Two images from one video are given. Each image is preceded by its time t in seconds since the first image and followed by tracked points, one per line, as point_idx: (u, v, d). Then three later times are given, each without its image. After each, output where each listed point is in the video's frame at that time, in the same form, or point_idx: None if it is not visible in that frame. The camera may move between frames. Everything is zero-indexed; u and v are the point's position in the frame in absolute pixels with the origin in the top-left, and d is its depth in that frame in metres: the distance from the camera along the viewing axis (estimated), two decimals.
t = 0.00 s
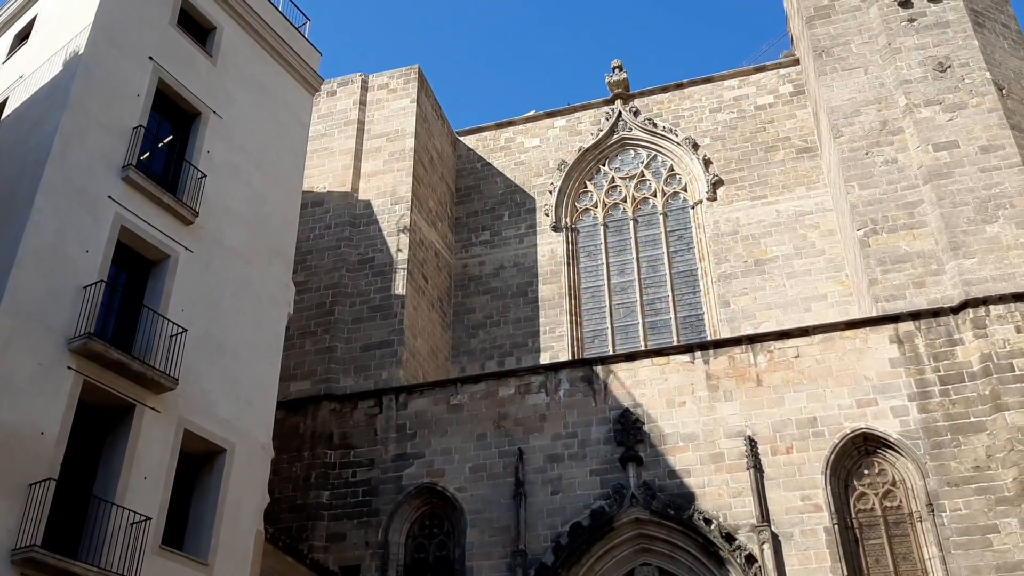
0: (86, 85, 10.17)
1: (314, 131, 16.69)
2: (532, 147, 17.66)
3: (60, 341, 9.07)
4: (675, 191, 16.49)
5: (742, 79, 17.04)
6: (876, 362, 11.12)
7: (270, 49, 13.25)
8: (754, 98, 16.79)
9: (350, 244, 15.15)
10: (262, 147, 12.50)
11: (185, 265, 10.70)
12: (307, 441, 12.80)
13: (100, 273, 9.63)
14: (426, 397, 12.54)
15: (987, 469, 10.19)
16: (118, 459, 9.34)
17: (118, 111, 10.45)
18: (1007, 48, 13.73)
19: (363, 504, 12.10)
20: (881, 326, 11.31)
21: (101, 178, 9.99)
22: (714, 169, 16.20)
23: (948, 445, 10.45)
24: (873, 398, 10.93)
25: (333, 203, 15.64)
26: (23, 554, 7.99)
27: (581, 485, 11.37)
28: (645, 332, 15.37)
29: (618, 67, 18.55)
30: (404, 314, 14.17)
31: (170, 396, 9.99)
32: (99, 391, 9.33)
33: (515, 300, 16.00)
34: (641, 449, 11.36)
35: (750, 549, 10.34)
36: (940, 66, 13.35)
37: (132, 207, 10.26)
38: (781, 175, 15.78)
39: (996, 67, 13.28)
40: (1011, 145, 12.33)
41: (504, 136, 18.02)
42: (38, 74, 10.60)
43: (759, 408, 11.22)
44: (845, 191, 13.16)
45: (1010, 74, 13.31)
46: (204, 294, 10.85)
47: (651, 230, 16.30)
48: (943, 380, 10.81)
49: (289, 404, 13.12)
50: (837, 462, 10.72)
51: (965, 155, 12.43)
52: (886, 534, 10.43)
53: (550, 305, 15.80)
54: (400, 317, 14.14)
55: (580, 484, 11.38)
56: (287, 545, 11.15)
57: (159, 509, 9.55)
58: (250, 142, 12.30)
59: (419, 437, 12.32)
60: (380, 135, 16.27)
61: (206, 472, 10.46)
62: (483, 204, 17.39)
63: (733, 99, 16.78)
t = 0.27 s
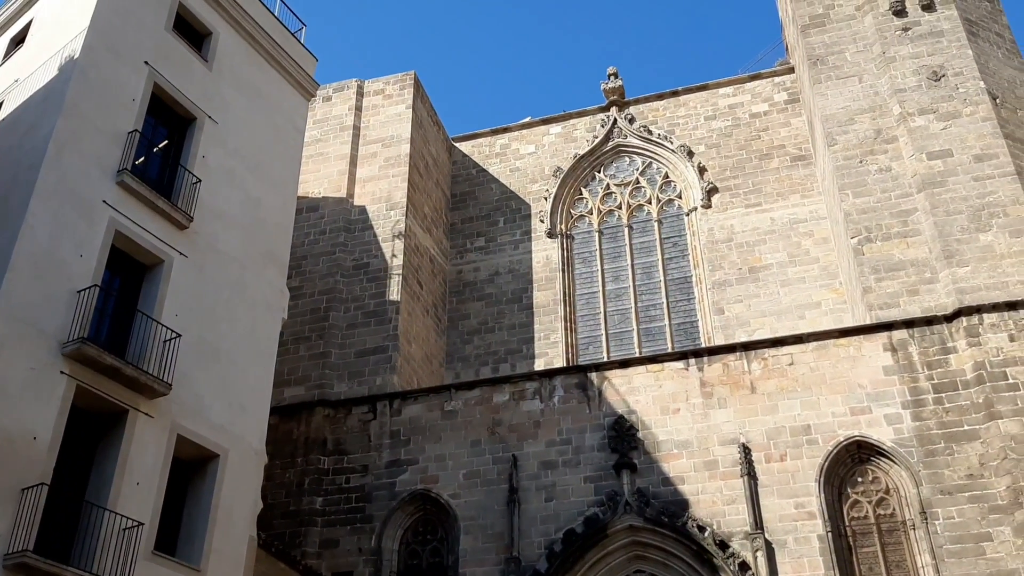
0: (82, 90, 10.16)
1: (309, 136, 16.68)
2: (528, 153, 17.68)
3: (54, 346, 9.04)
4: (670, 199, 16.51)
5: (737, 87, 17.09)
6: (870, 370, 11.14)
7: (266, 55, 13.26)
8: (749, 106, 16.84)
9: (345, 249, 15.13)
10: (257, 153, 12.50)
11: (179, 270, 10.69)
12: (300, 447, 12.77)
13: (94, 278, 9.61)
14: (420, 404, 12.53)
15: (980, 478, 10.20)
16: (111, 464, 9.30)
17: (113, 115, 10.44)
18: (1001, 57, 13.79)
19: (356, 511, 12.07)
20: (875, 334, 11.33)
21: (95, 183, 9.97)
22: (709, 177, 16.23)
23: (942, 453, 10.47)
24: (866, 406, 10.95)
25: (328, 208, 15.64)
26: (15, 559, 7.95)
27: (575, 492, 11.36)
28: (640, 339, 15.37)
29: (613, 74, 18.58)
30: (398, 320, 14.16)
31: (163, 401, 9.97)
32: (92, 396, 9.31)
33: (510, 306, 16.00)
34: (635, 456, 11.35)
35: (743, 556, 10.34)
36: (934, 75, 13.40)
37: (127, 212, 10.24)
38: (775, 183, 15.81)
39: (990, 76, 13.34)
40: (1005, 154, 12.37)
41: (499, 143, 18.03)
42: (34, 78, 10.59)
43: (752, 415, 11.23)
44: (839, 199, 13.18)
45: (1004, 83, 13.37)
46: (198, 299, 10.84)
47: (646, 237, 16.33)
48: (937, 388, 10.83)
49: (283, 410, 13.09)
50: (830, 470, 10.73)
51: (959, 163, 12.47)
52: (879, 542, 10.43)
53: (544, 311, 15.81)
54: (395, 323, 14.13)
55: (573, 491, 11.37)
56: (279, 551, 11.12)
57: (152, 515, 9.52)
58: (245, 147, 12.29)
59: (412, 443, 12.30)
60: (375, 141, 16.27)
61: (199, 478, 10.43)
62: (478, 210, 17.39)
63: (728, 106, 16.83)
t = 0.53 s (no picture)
0: (75, 93, 10.14)
1: (302, 141, 16.67)
2: (521, 160, 17.71)
3: (44, 350, 9.02)
4: (663, 206, 16.54)
5: (730, 95, 17.15)
6: (861, 378, 11.17)
7: (261, 59, 13.25)
8: (742, 114, 16.89)
9: (338, 254, 15.12)
10: (250, 157, 12.49)
11: (171, 274, 10.67)
12: (291, 452, 12.74)
13: (85, 282, 9.59)
14: (412, 410, 12.52)
15: (970, 486, 10.23)
16: (101, 469, 9.28)
17: (106, 119, 10.43)
18: (993, 68, 13.86)
19: (347, 517, 12.04)
20: (866, 342, 11.36)
21: (88, 186, 9.95)
22: (702, 184, 16.27)
23: (932, 462, 10.49)
24: (857, 414, 10.97)
25: (321, 213, 15.62)
26: (4, 563, 7.92)
27: (566, 498, 11.36)
28: (632, 346, 15.39)
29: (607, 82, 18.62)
30: (391, 325, 14.15)
31: (154, 406, 9.95)
32: (82, 400, 9.28)
33: (503, 313, 16.00)
34: (627, 463, 11.35)
35: (734, 564, 10.32)
36: (926, 85, 13.46)
37: (119, 216, 10.22)
38: (768, 191, 15.85)
39: (981, 86, 13.41)
40: (996, 164, 12.43)
41: (493, 149, 18.05)
42: (27, 81, 10.57)
43: (744, 423, 11.24)
44: (831, 208, 13.22)
45: (995, 94, 13.44)
46: (190, 303, 10.82)
47: (638, 244, 16.35)
48: (927, 397, 10.86)
49: (274, 415, 13.07)
50: (821, 478, 10.75)
51: (950, 173, 12.52)
52: (870, 551, 10.44)
53: (537, 318, 15.81)
54: (387, 328, 14.12)
55: (565, 498, 11.36)
56: (269, 556, 11.09)
57: (142, 520, 9.49)
58: (239, 151, 12.29)
59: (404, 449, 12.29)
60: (369, 146, 16.28)
61: (189, 483, 10.41)
62: (471, 216, 17.40)
63: (721, 115, 16.88)
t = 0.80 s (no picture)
0: (66, 95, 10.12)
1: (293, 145, 16.65)
2: (513, 166, 17.73)
3: (32, 353, 8.98)
4: (654, 214, 16.58)
5: (721, 105, 17.21)
6: (850, 387, 11.20)
7: (253, 64, 13.25)
8: (733, 123, 16.96)
9: (328, 259, 15.09)
10: (242, 161, 12.48)
11: (161, 278, 10.64)
12: (280, 457, 12.70)
13: (74, 284, 9.56)
14: (401, 416, 12.50)
15: (958, 496, 10.27)
16: (88, 473, 9.24)
17: (97, 121, 10.41)
18: (982, 79, 13.94)
19: (335, 522, 12.01)
20: (855, 351, 11.40)
21: (78, 188, 9.93)
22: (693, 193, 16.31)
23: (920, 471, 10.52)
24: (846, 423, 11.00)
25: (312, 218, 15.60)
26: None
27: (555, 506, 11.35)
28: (622, 353, 15.40)
29: (599, 89, 18.67)
30: (381, 331, 14.14)
31: (142, 410, 9.91)
32: (70, 404, 9.24)
33: (493, 319, 16.00)
34: (616, 470, 11.36)
35: (722, 572, 10.34)
36: (916, 96, 13.54)
37: (109, 218, 10.20)
38: (758, 200, 15.90)
39: (971, 98, 13.49)
40: (985, 175, 12.49)
41: (485, 155, 18.07)
42: (18, 83, 10.54)
43: (733, 431, 11.26)
44: (821, 218, 13.26)
45: (984, 105, 13.52)
46: (179, 307, 10.79)
47: (629, 251, 16.38)
48: (915, 406, 10.89)
49: (263, 420, 13.03)
50: (810, 487, 10.77)
51: (939, 184, 12.59)
52: (857, 559, 10.46)
53: (527, 324, 15.82)
54: (377, 334, 14.11)
55: (554, 505, 11.35)
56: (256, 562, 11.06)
57: (129, 524, 9.45)
58: (230, 155, 12.27)
59: (393, 455, 12.27)
60: (360, 151, 16.27)
61: (177, 487, 10.37)
62: (463, 222, 17.41)
63: (712, 123, 16.94)
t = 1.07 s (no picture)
0: (56, 97, 10.08)
1: (284, 150, 16.62)
2: (504, 173, 17.74)
3: (19, 356, 8.93)
4: (644, 222, 16.60)
5: (712, 114, 17.27)
6: (838, 397, 11.23)
7: (244, 68, 13.23)
8: (723, 133, 17.01)
9: (317, 264, 15.05)
10: (232, 165, 12.46)
11: (149, 281, 10.60)
12: (267, 463, 12.66)
13: (62, 287, 9.51)
14: (389, 422, 12.48)
15: (944, 507, 10.29)
16: (74, 477, 9.18)
17: (87, 124, 10.37)
18: (971, 91, 14.03)
19: (322, 529, 11.97)
20: (843, 361, 11.43)
21: (67, 191, 9.88)
22: (683, 201, 16.35)
23: (907, 481, 10.54)
24: (834, 432, 11.02)
25: (302, 223, 15.57)
26: None
27: (542, 513, 11.33)
28: (612, 361, 15.40)
29: (591, 97, 18.70)
30: (370, 336, 14.11)
31: (129, 414, 9.86)
32: (56, 407, 9.19)
33: (483, 325, 15.99)
34: (604, 478, 11.35)
35: None
36: (905, 108, 13.61)
37: (97, 221, 10.16)
38: (747, 210, 15.95)
39: (959, 110, 13.57)
40: (973, 187, 12.56)
41: (476, 162, 18.08)
42: (8, 85, 10.50)
43: (721, 440, 11.27)
44: (810, 228, 13.30)
45: (973, 117, 13.60)
46: (167, 311, 10.75)
47: (619, 259, 16.39)
48: (903, 417, 10.92)
49: (250, 425, 12.98)
50: (797, 496, 10.78)
51: (928, 195, 12.65)
52: (844, 569, 10.47)
53: (517, 331, 15.81)
54: (366, 340, 14.08)
55: (542, 513, 11.34)
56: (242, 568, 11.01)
57: (114, 529, 9.40)
58: (220, 159, 12.25)
59: (381, 461, 12.24)
60: (351, 156, 16.26)
61: (163, 492, 10.32)
62: (453, 228, 17.41)
63: (702, 132, 17.00)
